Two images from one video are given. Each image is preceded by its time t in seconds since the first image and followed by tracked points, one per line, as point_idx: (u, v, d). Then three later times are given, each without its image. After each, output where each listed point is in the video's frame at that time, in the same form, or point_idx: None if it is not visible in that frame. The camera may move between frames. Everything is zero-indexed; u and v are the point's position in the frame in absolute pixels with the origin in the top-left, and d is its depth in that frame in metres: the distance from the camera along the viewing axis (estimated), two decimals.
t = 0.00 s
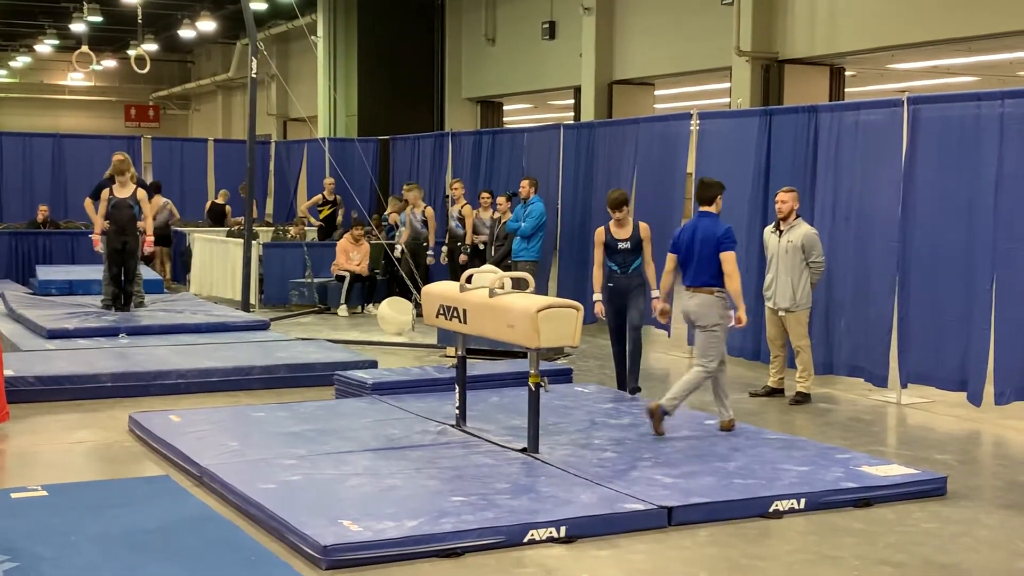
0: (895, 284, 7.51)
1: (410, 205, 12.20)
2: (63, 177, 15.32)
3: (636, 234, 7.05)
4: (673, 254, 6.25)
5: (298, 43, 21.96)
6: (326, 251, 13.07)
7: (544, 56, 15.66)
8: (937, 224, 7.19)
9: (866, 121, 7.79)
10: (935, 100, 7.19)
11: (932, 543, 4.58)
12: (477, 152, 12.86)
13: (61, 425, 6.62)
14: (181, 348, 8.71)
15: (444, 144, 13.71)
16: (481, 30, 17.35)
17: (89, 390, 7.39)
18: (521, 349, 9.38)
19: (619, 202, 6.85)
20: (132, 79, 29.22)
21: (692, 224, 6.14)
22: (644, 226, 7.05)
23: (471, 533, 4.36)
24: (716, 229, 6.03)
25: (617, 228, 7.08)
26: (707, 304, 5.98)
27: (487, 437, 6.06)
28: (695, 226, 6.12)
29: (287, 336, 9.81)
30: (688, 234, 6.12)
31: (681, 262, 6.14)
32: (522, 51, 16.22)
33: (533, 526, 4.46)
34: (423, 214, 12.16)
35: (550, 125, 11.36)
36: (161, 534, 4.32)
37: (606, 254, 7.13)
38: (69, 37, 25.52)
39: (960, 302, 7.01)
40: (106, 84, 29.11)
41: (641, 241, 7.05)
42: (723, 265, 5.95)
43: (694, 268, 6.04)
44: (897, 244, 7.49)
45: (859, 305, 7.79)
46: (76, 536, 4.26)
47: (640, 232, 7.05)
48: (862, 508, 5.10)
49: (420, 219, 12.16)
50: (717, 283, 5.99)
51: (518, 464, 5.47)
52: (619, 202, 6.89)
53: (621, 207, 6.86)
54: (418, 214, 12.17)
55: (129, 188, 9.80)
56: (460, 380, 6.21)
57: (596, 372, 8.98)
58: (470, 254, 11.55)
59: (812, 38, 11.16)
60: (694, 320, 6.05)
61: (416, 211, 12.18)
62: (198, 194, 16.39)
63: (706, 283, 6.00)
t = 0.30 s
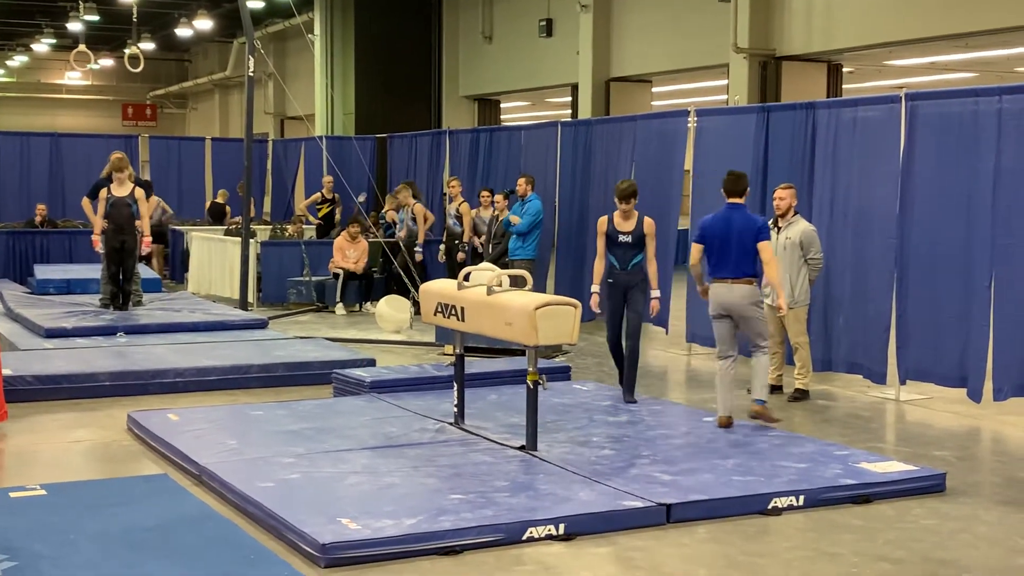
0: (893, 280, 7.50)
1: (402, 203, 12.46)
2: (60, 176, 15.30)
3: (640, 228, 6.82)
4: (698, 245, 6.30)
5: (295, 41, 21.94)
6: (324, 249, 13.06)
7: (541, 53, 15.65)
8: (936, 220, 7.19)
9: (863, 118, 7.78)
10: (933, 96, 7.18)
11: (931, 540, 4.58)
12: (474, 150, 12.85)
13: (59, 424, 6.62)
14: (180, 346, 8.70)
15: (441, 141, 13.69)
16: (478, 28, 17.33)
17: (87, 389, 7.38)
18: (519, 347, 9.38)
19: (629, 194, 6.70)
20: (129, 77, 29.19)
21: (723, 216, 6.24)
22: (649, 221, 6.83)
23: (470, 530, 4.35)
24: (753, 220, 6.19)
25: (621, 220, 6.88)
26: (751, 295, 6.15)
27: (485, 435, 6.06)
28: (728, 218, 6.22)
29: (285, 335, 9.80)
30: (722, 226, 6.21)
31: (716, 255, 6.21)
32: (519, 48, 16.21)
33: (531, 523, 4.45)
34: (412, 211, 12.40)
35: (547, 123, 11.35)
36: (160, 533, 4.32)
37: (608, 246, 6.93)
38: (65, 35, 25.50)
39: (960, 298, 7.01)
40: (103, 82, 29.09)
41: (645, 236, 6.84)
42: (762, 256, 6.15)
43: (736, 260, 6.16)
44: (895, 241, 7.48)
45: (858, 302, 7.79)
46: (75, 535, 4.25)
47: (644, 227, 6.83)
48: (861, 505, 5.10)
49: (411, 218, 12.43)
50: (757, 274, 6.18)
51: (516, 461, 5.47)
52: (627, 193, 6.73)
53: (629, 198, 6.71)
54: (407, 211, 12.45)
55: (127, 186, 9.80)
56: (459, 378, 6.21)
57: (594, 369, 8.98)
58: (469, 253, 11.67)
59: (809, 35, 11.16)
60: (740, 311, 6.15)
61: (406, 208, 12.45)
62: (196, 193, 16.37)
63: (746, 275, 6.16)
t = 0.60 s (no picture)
0: (894, 277, 7.50)
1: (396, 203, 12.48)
2: (60, 176, 15.31)
3: (638, 221, 6.59)
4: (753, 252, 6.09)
5: (294, 40, 21.93)
6: (325, 248, 13.03)
7: (540, 51, 15.65)
8: (936, 217, 7.18)
9: (863, 115, 7.78)
10: (932, 93, 7.18)
11: (932, 537, 4.58)
12: (474, 149, 12.84)
13: (60, 424, 6.62)
14: (181, 346, 8.70)
15: (441, 140, 13.69)
16: (477, 26, 17.32)
17: (88, 389, 7.38)
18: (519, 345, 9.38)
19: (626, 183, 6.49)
20: (128, 77, 29.19)
21: (776, 223, 6.14)
22: (648, 212, 6.60)
23: (471, 529, 4.35)
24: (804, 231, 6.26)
25: (618, 213, 6.66)
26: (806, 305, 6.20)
27: (486, 434, 6.06)
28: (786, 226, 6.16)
29: (285, 334, 9.80)
30: (781, 235, 6.11)
31: (779, 264, 6.10)
32: (518, 46, 16.21)
33: (533, 522, 4.45)
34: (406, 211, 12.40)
35: (547, 121, 11.35)
36: (161, 532, 4.32)
37: (606, 241, 6.70)
38: (65, 36, 25.50)
39: (961, 294, 7.01)
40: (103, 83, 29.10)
41: (643, 229, 6.60)
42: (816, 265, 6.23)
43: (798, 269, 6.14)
44: (896, 238, 7.48)
45: (858, 299, 7.79)
46: (76, 535, 4.25)
47: (644, 218, 6.59)
48: (862, 502, 5.10)
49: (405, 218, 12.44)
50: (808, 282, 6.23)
51: (517, 460, 5.47)
52: (624, 183, 6.52)
53: (626, 186, 6.51)
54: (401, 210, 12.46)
55: (127, 185, 9.80)
56: (459, 377, 6.20)
57: (595, 368, 8.98)
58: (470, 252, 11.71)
59: (809, 32, 11.15)
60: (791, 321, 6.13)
61: (399, 207, 12.47)
62: (196, 193, 16.38)
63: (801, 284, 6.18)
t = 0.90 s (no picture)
0: (894, 272, 7.49)
1: (391, 199, 12.53)
2: (60, 173, 15.30)
3: (625, 217, 6.37)
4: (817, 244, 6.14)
5: (294, 35, 21.90)
6: (325, 244, 13.03)
7: (540, 47, 15.63)
8: (937, 212, 7.18)
9: (863, 110, 7.76)
10: (933, 87, 7.18)
11: (933, 532, 4.58)
12: (473, 144, 12.83)
13: (60, 421, 6.62)
14: (181, 342, 8.70)
15: (440, 136, 13.67)
16: (477, 21, 17.30)
17: (88, 385, 7.38)
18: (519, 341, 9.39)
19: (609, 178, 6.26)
20: (128, 73, 29.16)
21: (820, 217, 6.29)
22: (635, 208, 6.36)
23: (471, 525, 4.36)
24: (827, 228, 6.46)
25: (608, 212, 6.48)
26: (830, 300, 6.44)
27: (486, 429, 6.06)
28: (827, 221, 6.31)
29: (285, 330, 9.81)
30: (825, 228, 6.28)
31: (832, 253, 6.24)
32: (518, 41, 16.19)
33: (533, 517, 4.45)
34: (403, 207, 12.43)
35: (547, 116, 11.34)
36: (162, 528, 4.33)
37: (600, 242, 6.50)
38: (65, 32, 25.47)
39: (962, 289, 7.01)
40: (102, 78, 29.06)
41: (632, 226, 6.36)
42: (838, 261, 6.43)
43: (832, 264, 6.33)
44: (896, 233, 7.47)
45: (859, 294, 7.78)
46: (77, 531, 4.25)
47: (630, 215, 6.36)
48: (862, 497, 5.10)
49: (400, 213, 12.48)
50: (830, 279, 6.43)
51: (517, 455, 5.47)
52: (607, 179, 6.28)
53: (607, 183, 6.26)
54: (398, 206, 12.51)
55: (126, 183, 9.76)
56: (459, 373, 6.20)
57: (594, 363, 8.98)
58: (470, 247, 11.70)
59: (809, 27, 11.14)
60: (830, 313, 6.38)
61: (396, 203, 12.50)
62: (196, 190, 16.38)
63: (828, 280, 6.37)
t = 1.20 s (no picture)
0: (892, 271, 7.49)
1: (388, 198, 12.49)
2: (58, 171, 15.28)
3: (611, 213, 6.16)
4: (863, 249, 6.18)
5: (292, 34, 21.88)
6: (322, 243, 13.02)
7: (539, 46, 15.62)
8: (936, 211, 7.18)
9: (862, 109, 7.76)
10: (931, 87, 7.18)
11: (930, 530, 4.58)
12: (471, 143, 12.83)
13: (58, 419, 6.61)
14: (179, 341, 8.69)
15: (439, 135, 13.67)
16: (475, 20, 17.28)
17: (86, 383, 7.37)
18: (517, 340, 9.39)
19: (597, 171, 6.14)
20: (126, 72, 29.12)
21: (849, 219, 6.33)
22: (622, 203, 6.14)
23: (469, 523, 4.36)
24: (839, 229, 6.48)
25: (599, 209, 6.29)
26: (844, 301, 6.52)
27: (484, 428, 6.06)
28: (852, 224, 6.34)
29: (283, 329, 9.80)
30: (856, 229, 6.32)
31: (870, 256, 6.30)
32: (516, 40, 16.17)
33: (531, 516, 4.45)
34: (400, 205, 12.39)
35: (546, 115, 11.33)
36: (160, 527, 4.32)
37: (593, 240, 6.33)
38: (64, 30, 25.42)
39: (960, 288, 7.01)
40: (100, 77, 29.03)
41: (617, 223, 6.14)
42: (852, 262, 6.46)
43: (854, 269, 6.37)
44: (894, 232, 7.48)
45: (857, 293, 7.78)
46: (75, 530, 4.25)
47: (616, 210, 6.15)
48: (860, 496, 5.10)
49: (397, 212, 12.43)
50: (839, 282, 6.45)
51: (515, 454, 5.47)
52: (596, 172, 6.14)
53: (592, 176, 6.13)
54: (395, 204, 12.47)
55: (123, 181, 9.76)
56: (457, 371, 6.20)
57: (592, 363, 8.98)
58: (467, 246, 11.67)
59: (807, 27, 11.14)
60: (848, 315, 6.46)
61: (393, 202, 12.47)
62: (194, 188, 16.37)
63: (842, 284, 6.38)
